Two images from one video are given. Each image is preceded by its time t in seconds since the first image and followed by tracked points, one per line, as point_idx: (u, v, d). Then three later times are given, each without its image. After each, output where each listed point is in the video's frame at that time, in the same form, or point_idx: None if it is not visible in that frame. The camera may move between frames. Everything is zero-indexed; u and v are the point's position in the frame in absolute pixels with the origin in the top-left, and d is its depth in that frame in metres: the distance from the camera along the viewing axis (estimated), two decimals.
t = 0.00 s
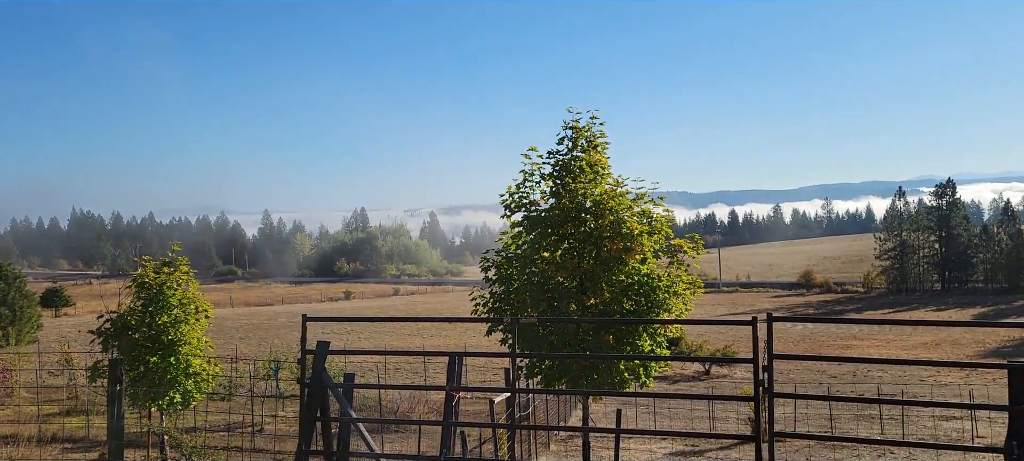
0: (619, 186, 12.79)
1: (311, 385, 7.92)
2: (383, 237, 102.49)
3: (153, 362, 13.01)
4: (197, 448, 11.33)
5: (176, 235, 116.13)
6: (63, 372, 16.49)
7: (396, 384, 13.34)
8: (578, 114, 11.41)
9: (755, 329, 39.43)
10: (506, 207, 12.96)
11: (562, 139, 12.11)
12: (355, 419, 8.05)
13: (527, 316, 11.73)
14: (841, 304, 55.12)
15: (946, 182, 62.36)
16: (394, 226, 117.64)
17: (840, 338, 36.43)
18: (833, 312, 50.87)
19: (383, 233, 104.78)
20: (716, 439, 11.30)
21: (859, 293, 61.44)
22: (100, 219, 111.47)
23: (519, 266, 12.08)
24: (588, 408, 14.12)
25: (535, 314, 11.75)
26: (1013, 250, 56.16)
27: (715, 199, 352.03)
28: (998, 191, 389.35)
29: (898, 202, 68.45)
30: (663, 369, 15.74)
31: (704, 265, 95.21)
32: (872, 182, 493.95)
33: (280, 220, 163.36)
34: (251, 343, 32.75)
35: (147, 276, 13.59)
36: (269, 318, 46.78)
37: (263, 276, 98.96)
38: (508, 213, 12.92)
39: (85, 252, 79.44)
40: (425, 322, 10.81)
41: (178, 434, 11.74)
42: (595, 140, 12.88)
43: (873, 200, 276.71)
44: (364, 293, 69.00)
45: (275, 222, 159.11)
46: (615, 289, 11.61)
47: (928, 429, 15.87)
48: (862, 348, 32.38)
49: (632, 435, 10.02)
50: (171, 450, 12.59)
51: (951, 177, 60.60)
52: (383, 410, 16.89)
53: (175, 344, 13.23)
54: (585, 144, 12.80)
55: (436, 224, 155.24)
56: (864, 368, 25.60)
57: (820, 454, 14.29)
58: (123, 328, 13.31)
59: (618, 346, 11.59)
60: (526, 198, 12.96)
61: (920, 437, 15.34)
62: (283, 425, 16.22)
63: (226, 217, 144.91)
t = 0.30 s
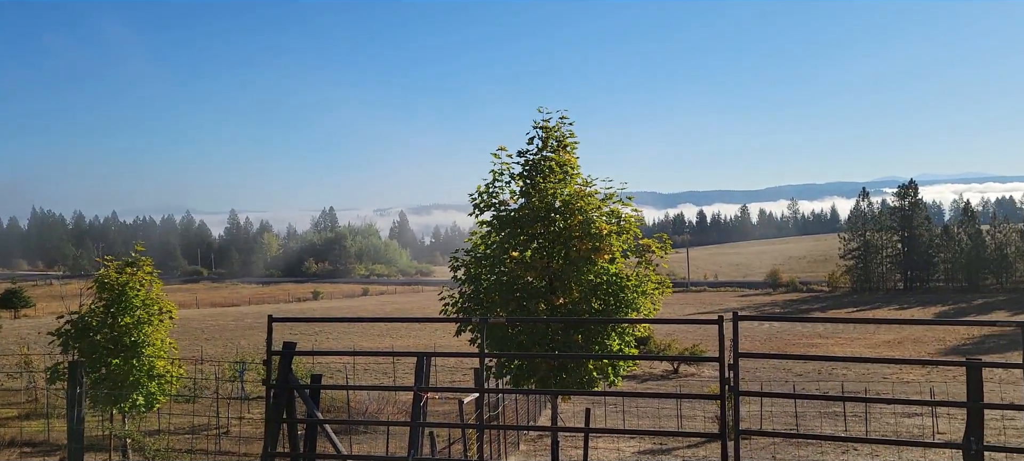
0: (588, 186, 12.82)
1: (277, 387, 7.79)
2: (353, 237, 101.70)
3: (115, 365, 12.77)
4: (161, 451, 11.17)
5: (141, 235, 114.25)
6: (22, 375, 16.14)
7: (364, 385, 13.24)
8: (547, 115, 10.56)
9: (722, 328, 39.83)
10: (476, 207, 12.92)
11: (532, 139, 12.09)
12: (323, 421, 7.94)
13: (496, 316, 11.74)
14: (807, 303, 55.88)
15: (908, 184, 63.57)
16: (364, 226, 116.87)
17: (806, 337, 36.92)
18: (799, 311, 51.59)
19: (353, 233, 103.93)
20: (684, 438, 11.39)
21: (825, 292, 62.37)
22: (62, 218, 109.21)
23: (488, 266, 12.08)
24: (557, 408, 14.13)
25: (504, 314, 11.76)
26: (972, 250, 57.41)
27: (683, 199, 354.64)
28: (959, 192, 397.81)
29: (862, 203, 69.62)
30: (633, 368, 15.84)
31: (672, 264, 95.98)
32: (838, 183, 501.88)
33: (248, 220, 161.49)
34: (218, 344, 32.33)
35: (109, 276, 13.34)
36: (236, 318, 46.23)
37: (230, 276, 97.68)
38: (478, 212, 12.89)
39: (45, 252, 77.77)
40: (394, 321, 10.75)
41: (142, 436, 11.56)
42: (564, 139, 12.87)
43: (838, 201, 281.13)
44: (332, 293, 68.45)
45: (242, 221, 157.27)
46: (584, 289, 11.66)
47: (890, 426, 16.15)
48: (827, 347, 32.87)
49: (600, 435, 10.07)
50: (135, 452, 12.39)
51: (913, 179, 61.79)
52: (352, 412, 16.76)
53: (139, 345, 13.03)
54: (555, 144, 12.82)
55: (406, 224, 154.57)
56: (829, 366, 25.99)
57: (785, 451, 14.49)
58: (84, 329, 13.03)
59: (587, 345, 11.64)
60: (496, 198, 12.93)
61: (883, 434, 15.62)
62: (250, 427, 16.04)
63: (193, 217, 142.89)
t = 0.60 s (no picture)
0: (568, 186, 12.84)
1: (253, 388, 7.70)
2: (331, 237, 100.99)
3: (88, 367, 12.58)
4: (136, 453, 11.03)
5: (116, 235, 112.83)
6: None
7: (340, 386, 13.15)
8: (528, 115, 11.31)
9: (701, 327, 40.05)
10: (455, 207, 12.91)
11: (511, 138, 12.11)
12: (300, 422, 7.86)
13: (474, 316, 11.72)
14: (784, 302, 56.32)
15: (883, 184, 64.33)
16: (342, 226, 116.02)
17: (783, 336, 37.23)
18: (777, 310, 52.03)
19: (331, 233, 103.23)
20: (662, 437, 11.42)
21: (802, 292, 62.93)
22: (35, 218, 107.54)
23: (467, 265, 12.06)
24: (536, 407, 14.12)
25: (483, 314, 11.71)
26: (946, 250, 58.20)
27: (663, 199, 356.22)
28: (934, 192, 403.20)
29: (839, 203, 70.33)
30: (611, 368, 15.91)
31: (651, 264, 96.43)
32: (815, 184, 506.86)
33: (225, 220, 160.13)
34: (194, 345, 32.00)
35: (82, 276, 13.15)
36: (213, 319, 45.78)
37: (207, 277, 96.74)
38: (457, 212, 12.88)
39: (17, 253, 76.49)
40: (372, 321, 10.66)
41: (116, 438, 11.42)
42: (544, 140, 12.91)
43: (815, 201, 283.96)
44: (311, 293, 68.03)
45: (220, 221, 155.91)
46: (563, 288, 11.66)
47: (865, 424, 16.34)
48: (803, 346, 33.18)
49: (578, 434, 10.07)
50: (108, 454, 12.21)
51: (888, 179, 62.54)
52: (330, 412, 16.67)
53: (112, 346, 12.86)
54: (535, 144, 12.83)
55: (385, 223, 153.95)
56: (806, 365, 26.22)
57: (762, 449, 14.61)
58: (56, 330, 12.83)
59: (566, 344, 11.63)
60: (475, 197, 12.92)
61: (859, 432, 15.79)
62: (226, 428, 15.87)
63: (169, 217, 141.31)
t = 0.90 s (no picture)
0: (545, 186, 12.85)
1: (228, 390, 7.59)
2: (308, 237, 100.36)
3: (58, 368, 12.39)
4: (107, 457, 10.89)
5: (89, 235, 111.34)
6: None
7: (317, 387, 13.04)
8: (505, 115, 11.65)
9: (678, 327, 40.30)
10: (431, 206, 12.86)
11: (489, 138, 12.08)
12: (276, 425, 7.78)
13: (451, 316, 11.69)
14: (760, 302, 56.83)
15: (857, 185, 65.13)
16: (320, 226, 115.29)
17: (758, 335, 37.56)
18: (753, 310, 52.48)
19: (308, 233, 102.60)
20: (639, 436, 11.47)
21: (778, 291, 63.51)
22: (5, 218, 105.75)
23: (444, 266, 12.01)
24: (514, 408, 14.12)
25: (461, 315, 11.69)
26: (918, 250, 59.03)
27: (641, 199, 357.97)
28: (907, 193, 408.89)
29: (813, 204, 71.12)
30: (589, 368, 15.94)
31: (629, 264, 96.89)
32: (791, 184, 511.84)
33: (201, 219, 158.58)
34: (168, 346, 31.63)
35: (53, 277, 12.93)
36: (188, 320, 45.28)
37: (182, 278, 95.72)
38: (434, 212, 12.83)
39: None
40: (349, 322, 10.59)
41: (87, 441, 11.28)
42: (521, 140, 12.91)
43: (790, 201, 286.87)
44: (287, 294, 67.58)
45: (195, 221, 154.29)
46: (540, 289, 11.67)
47: (840, 422, 16.51)
48: (779, 345, 33.50)
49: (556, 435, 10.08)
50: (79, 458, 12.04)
51: (862, 180, 63.33)
52: (306, 414, 16.56)
53: (84, 348, 12.68)
54: (512, 144, 12.82)
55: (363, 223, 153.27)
56: (781, 364, 26.46)
57: (737, 448, 14.71)
58: (25, 332, 12.60)
59: (544, 345, 11.64)
60: (452, 197, 12.89)
61: (833, 430, 15.96)
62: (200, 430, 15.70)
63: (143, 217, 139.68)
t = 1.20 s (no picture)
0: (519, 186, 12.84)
1: (197, 391, 7.46)
2: (280, 236, 99.49)
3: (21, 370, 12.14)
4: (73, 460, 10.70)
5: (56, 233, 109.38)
6: None
7: (288, 387, 12.92)
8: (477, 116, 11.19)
9: (651, 326, 40.52)
10: (405, 206, 12.81)
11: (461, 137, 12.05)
12: (246, 426, 7.66)
13: (425, 316, 11.65)
14: (732, 301, 57.33)
15: (827, 186, 65.95)
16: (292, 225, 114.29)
17: (730, 334, 37.89)
18: (725, 310, 52.91)
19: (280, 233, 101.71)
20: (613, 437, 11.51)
21: (749, 291, 64.13)
22: None
23: (417, 265, 11.96)
24: (488, 408, 14.09)
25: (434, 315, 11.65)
26: (887, 251, 59.93)
27: (615, 199, 359.65)
28: (876, 194, 415.00)
29: (785, 204, 71.89)
30: (563, 368, 15.97)
31: (603, 264, 97.24)
32: (763, 185, 517.37)
33: (171, 218, 156.36)
34: (136, 347, 31.14)
35: (17, 276, 12.67)
36: (157, 320, 44.60)
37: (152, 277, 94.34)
38: (407, 211, 12.78)
39: None
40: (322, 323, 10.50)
41: (52, 444, 11.07)
42: (494, 140, 12.90)
43: (761, 202, 289.47)
44: (259, 294, 66.90)
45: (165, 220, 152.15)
46: (513, 288, 11.66)
47: (810, 420, 16.70)
48: (750, 344, 33.82)
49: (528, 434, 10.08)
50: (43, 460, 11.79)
51: (832, 181, 64.12)
52: (277, 415, 16.39)
53: (49, 349, 12.45)
54: (485, 144, 12.81)
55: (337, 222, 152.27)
56: (753, 363, 26.70)
57: (709, 446, 14.81)
58: None
59: (517, 344, 11.64)
60: (426, 197, 12.84)
61: (803, 428, 16.14)
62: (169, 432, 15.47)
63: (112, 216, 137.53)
